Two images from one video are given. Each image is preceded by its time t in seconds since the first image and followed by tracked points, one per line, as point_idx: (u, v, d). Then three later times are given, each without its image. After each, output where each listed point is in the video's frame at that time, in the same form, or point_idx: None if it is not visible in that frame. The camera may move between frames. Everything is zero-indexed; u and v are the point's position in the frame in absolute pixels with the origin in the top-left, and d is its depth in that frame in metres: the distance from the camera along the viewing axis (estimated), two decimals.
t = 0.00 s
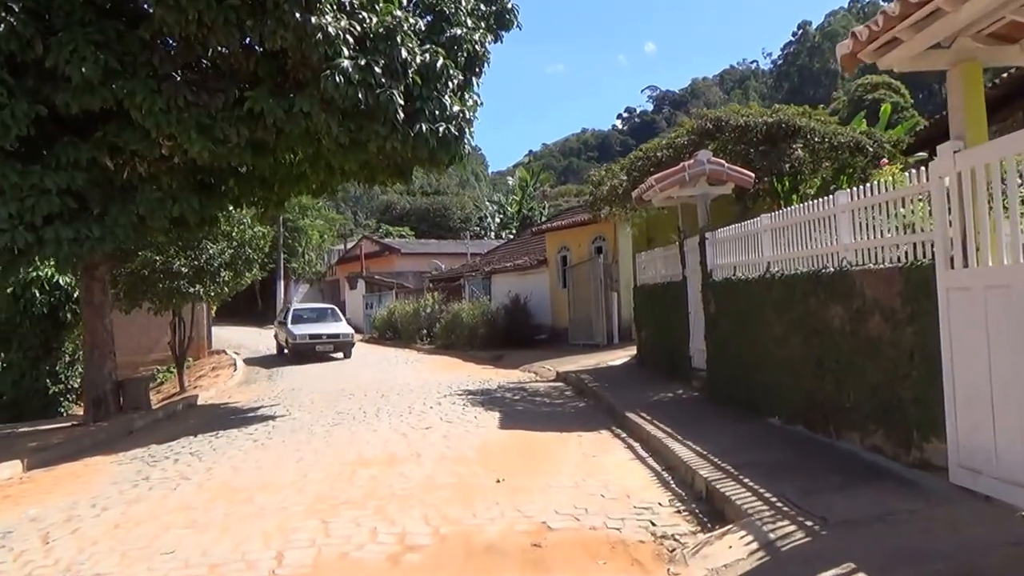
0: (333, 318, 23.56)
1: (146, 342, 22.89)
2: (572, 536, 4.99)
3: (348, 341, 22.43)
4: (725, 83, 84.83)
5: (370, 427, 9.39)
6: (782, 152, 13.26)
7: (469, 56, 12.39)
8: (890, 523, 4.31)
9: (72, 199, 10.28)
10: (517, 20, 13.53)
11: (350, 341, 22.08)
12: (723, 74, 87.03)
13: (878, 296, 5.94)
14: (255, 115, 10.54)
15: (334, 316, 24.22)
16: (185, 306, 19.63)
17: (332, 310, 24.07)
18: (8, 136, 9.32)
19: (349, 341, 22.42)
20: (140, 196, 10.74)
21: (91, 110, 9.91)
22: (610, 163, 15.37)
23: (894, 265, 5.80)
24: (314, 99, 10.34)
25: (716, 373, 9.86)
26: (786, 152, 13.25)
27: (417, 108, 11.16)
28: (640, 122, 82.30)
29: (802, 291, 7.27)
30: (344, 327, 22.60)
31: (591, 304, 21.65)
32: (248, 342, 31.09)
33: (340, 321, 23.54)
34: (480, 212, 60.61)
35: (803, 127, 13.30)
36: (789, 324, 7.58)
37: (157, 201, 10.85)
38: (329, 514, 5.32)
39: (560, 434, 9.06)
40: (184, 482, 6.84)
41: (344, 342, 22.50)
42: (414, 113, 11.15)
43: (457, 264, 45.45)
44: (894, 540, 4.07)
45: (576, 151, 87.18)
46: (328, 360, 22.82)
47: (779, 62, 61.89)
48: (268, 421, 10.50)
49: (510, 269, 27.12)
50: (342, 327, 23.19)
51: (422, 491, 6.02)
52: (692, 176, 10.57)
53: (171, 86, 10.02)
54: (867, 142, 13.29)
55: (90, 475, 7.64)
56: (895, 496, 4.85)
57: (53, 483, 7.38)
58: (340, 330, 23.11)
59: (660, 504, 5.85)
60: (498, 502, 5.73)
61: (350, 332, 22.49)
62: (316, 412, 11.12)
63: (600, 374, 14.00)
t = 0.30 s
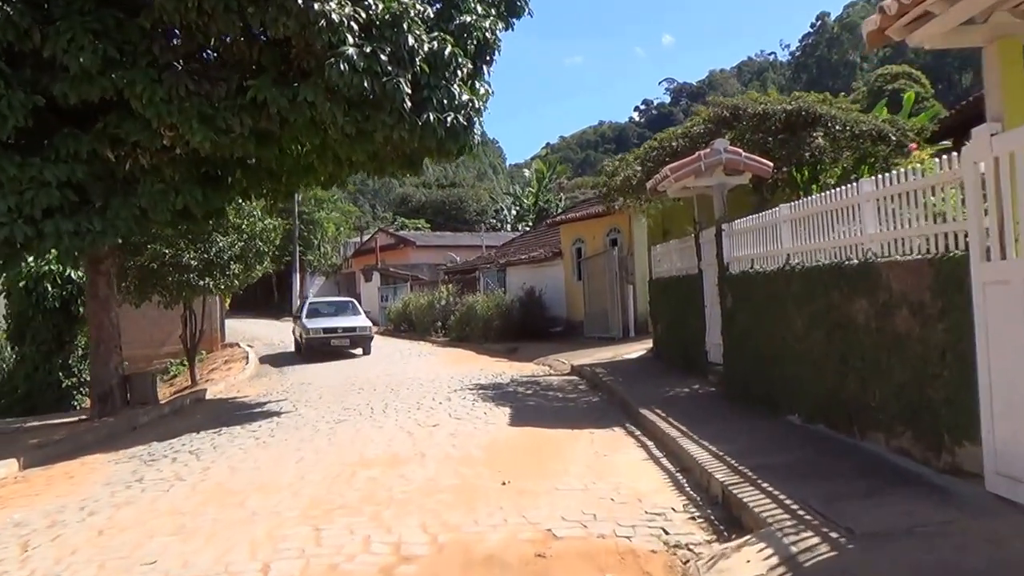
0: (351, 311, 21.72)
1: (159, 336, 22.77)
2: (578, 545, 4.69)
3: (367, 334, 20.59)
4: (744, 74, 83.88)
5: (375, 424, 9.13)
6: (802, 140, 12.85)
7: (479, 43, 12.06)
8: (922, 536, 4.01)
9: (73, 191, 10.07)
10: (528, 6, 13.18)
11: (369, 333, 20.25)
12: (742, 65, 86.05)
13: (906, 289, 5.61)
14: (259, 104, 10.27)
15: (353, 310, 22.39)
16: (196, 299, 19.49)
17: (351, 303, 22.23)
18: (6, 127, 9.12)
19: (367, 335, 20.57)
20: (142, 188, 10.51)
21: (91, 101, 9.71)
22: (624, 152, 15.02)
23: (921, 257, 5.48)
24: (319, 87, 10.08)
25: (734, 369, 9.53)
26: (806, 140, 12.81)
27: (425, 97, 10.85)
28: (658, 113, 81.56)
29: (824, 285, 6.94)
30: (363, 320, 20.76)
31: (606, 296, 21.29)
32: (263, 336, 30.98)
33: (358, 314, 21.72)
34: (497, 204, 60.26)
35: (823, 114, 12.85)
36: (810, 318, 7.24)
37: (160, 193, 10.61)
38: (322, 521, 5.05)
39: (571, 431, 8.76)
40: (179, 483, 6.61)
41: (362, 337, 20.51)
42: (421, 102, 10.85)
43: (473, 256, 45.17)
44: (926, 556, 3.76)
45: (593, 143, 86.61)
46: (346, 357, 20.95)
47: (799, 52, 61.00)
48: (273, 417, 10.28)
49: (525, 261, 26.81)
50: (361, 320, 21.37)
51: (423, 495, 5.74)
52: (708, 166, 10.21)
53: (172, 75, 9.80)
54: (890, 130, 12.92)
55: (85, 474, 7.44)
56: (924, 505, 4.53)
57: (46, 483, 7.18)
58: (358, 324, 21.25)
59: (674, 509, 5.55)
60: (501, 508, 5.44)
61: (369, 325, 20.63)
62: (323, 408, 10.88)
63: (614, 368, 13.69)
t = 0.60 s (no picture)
0: (366, 309, 19.86)
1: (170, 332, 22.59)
2: (586, 556, 4.36)
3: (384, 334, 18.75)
4: (762, 69, 83.08)
5: (380, 423, 8.84)
6: (823, 128, 12.48)
7: (491, 32, 11.71)
8: (965, 551, 3.66)
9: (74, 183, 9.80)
10: None
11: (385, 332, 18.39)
12: (761, 61, 85.20)
13: (941, 282, 5.26)
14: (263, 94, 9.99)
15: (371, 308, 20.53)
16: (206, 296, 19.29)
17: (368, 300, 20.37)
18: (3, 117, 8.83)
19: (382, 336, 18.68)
20: (145, 180, 10.22)
21: (91, 91, 9.43)
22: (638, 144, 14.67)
23: (956, 247, 5.13)
24: (324, 76, 9.79)
25: (753, 367, 9.17)
26: (828, 129, 12.45)
27: (434, 86, 10.53)
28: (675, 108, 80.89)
29: (848, 279, 6.60)
30: (378, 319, 18.87)
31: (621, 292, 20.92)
32: (277, 333, 30.79)
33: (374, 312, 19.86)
34: (513, 201, 59.92)
35: (846, 101, 12.49)
36: (834, 314, 6.90)
37: (163, 185, 10.33)
38: (313, 529, 4.76)
39: (583, 432, 8.44)
40: (172, 487, 6.32)
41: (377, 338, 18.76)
42: (430, 92, 10.53)
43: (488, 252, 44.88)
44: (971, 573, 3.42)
45: (610, 140, 86.06)
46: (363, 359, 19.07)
47: (818, 47, 60.22)
48: (278, 415, 10.02)
49: (539, 257, 26.48)
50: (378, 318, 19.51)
51: (423, 500, 5.44)
52: (726, 155, 9.83)
53: (173, 63, 9.49)
54: (916, 117, 12.56)
55: (79, 476, 7.16)
56: (965, 516, 4.18)
57: (38, 485, 6.91)
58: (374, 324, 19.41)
59: (692, 517, 5.20)
60: (505, 514, 5.13)
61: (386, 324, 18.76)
62: (329, 406, 10.62)
63: (630, 366, 13.35)
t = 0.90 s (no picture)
0: (379, 304, 19.05)
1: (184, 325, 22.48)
2: (594, 572, 4.08)
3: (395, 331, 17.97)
4: (781, 59, 82.10)
5: (387, 422, 8.57)
6: (846, 116, 12.04)
7: (502, 18, 11.35)
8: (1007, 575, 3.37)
9: (77, 176, 9.56)
10: None
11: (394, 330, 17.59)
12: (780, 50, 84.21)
13: (978, 277, 4.93)
14: (267, 84, 9.70)
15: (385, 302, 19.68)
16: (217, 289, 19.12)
17: (382, 294, 19.50)
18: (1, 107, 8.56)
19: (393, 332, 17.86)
20: (147, 172, 9.96)
21: (91, 81, 9.19)
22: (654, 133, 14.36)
23: (992, 240, 4.80)
24: (330, 66, 9.45)
25: (775, 364, 8.84)
26: (851, 116, 12.01)
27: (443, 75, 10.16)
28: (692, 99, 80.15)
29: (874, 274, 6.27)
30: (389, 315, 18.05)
31: (637, 285, 20.56)
32: (292, 326, 30.67)
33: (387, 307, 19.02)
34: (529, 192, 59.56)
35: (870, 88, 12.11)
36: (858, 310, 6.57)
37: (167, 177, 10.07)
38: (306, 542, 4.51)
39: (596, 431, 8.14)
40: (167, 492, 6.08)
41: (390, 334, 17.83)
42: (439, 81, 10.16)
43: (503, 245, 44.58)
44: None
45: (627, 131, 85.45)
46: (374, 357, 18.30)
47: (838, 36, 59.34)
48: (284, 413, 9.79)
49: (555, 249, 26.17)
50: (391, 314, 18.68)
51: (424, 508, 5.17)
52: (744, 144, 9.46)
53: (175, 52, 9.19)
54: (943, 105, 12.12)
55: (76, 478, 6.94)
56: (1004, 532, 3.89)
57: (33, 487, 6.69)
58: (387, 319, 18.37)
59: (710, 527, 4.90)
60: (510, 523, 4.86)
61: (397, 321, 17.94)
62: (337, 403, 10.37)
63: (646, 361, 13.02)
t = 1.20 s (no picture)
0: (391, 304, 17.54)
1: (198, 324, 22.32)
2: None
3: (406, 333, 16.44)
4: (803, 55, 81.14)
5: (393, 423, 8.26)
6: (874, 104, 11.78)
7: (515, 7, 11.00)
8: None
9: (78, 170, 9.31)
10: None
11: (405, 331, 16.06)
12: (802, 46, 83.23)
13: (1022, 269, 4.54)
14: (272, 74, 9.42)
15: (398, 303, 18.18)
16: (229, 288, 18.94)
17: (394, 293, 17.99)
18: None
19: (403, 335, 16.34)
20: (150, 166, 9.70)
21: (92, 71, 8.96)
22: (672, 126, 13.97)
23: None
24: (336, 54, 9.17)
25: (799, 365, 8.45)
26: (879, 105, 11.75)
27: (454, 64, 9.82)
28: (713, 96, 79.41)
29: (906, 268, 5.86)
30: (400, 316, 16.53)
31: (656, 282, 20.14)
32: (308, 325, 30.48)
33: (399, 308, 17.49)
34: (548, 190, 59.16)
35: (898, 76, 11.82)
36: (888, 306, 6.18)
37: (171, 171, 9.79)
38: (293, 555, 4.21)
39: (610, 434, 7.79)
40: (158, 497, 5.80)
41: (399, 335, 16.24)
42: (450, 70, 9.83)
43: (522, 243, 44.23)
44: None
45: (647, 128, 84.79)
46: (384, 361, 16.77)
47: (862, 31, 58.47)
48: (289, 414, 9.50)
49: (572, 247, 25.79)
50: (402, 315, 17.17)
51: (423, 517, 4.85)
52: (766, 134, 9.05)
53: (177, 40, 8.98)
54: (974, 91, 11.84)
55: (68, 480, 6.68)
56: None
57: (23, 491, 6.44)
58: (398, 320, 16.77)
59: (730, 540, 4.54)
60: (513, 535, 4.53)
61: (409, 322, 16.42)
62: (344, 403, 10.07)
63: (664, 361, 12.64)
